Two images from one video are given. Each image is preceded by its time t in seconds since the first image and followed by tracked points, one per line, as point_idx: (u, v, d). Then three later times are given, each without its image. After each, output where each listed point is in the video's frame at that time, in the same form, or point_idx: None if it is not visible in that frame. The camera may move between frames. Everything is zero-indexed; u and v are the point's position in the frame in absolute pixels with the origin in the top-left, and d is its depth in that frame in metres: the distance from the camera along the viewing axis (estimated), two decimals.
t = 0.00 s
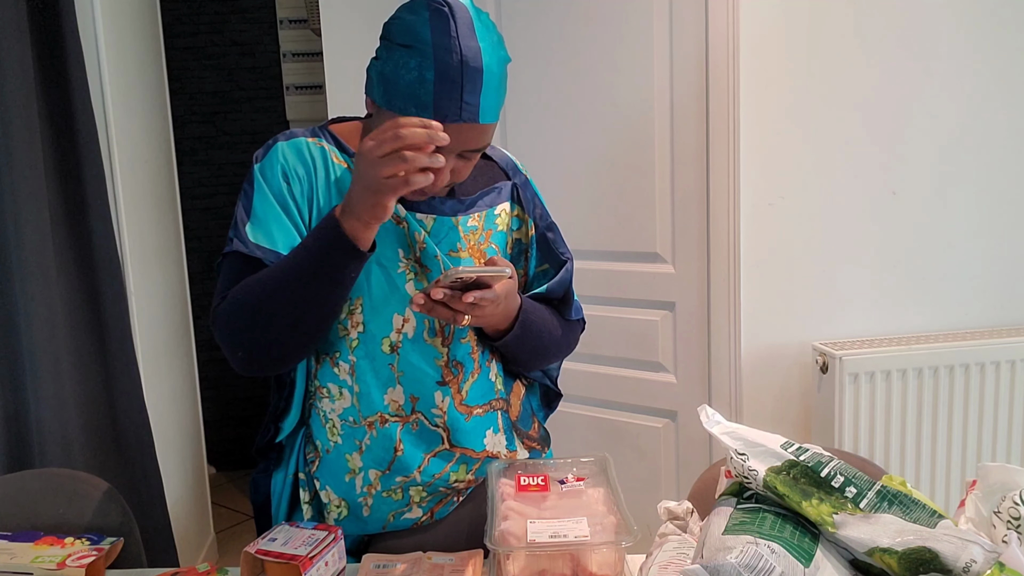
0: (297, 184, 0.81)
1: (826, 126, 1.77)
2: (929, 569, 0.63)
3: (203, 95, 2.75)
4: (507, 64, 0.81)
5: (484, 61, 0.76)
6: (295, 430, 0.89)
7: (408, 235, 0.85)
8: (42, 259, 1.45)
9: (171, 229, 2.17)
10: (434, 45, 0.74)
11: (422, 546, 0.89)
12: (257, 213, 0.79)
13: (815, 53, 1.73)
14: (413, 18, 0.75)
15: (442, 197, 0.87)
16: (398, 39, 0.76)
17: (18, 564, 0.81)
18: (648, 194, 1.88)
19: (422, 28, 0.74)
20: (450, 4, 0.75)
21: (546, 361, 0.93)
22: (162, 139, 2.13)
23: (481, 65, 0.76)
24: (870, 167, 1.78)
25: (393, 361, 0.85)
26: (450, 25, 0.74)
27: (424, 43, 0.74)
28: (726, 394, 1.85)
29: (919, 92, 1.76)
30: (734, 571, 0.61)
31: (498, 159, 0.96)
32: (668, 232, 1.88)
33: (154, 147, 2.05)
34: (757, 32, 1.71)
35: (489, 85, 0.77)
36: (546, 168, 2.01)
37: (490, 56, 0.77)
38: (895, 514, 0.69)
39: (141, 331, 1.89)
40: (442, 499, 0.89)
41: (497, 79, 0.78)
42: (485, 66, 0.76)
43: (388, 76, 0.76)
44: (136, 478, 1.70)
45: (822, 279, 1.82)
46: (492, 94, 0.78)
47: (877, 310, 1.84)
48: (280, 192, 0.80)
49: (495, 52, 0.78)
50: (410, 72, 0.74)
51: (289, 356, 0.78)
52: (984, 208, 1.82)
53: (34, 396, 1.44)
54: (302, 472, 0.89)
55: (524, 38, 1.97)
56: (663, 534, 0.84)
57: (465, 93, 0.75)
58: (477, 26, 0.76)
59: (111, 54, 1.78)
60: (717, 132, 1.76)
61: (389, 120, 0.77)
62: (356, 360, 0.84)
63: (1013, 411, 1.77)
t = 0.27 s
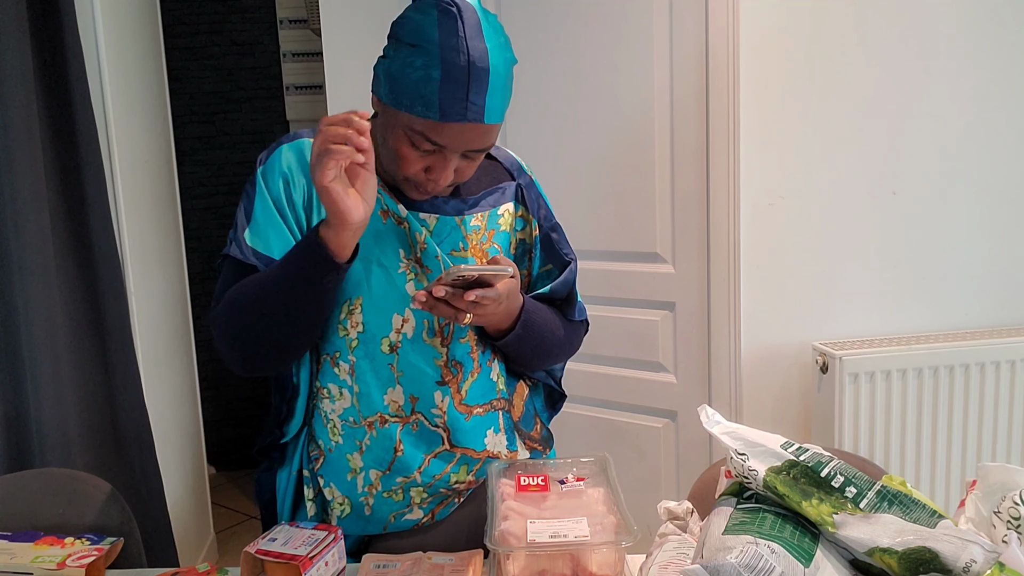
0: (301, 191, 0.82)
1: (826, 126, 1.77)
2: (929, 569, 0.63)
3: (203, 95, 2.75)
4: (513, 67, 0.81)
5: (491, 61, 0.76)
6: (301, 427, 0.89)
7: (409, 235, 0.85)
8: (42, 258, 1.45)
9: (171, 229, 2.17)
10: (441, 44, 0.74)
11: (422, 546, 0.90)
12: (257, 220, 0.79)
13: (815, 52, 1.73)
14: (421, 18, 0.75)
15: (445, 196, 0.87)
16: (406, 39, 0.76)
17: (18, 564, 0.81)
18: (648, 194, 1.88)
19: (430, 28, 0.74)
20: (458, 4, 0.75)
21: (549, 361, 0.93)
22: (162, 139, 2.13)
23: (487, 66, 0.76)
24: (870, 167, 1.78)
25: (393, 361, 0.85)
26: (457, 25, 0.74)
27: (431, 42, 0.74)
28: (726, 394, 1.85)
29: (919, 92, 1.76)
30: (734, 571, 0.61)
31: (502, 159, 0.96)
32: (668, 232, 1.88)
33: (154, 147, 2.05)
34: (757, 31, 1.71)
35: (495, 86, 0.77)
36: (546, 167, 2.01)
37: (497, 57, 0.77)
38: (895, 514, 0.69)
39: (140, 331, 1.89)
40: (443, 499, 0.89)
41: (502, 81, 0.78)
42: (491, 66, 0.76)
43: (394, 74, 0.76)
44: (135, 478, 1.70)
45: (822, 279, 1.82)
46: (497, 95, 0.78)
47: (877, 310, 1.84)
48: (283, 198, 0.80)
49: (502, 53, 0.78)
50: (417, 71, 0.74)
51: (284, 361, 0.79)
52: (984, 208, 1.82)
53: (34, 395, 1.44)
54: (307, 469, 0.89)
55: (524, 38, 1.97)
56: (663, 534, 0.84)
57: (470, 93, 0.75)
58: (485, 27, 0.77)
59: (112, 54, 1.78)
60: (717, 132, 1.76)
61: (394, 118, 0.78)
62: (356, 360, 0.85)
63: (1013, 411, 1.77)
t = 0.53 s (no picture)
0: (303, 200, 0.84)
1: (825, 126, 1.77)
2: (929, 569, 0.63)
3: (203, 95, 2.75)
4: (514, 65, 0.81)
5: (491, 59, 0.76)
6: (302, 427, 0.90)
7: (408, 236, 0.85)
8: (42, 258, 1.45)
9: (171, 229, 2.17)
10: (441, 42, 0.74)
11: (422, 546, 0.90)
12: (256, 232, 0.82)
13: (815, 52, 1.73)
14: (422, 17, 0.75)
15: (447, 196, 0.87)
16: (408, 37, 0.76)
17: (18, 564, 0.81)
18: (648, 194, 1.88)
19: (430, 26, 0.74)
20: (458, 2, 0.75)
21: (553, 362, 0.92)
22: (162, 140, 2.13)
23: (487, 63, 0.76)
24: (870, 167, 1.78)
25: (389, 361, 0.85)
26: (457, 23, 0.74)
27: (431, 40, 0.74)
28: (726, 394, 1.85)
29: (919, 91, 1.76)
30: (734, 571, 0.61)
31: (506, 158, 0.95)
32: (668, 232, 1.88)
33: (154, 147, 2.05)
34: (757, 31, 1.71)
35: (495, 84, 0.77)
36: (546, 167, 2.01)
37: (498, 55, 0.77)
38: (895, 514, 0.69)
39: (141, 331, 1.89)
40: (443, 500, 0.89)
41: (504, 79, 0.78)
42: (491, 64, 0.76)
43: (396, 73, 0.76)
44: (136, 478, 1.70)
45: (822, 279, 1.82)
46: (498, 93, 0.77)
47: (877, 310, 1.84)
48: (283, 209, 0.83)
49: (503, 52, 0.78)
50: (417, 69, 0.75)
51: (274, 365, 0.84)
52: (984, 208, 1.82)
53: (34, 395, 1.44)
54: (310, 467, 0.91)
55: (524, 38, 1.97)
56: (663, 534, 0.84)
57: (469, 90, 0.75)
58: (486, 25, 0.76)
59: (112, 54, 1.78)
60: (717, 131, 1.76)
61: (397, 117, 0.78)
62: (353, 361, 0.85)
63: (1013, 410, 1.77)
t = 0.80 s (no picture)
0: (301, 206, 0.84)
1: (826, 126, 1.77)
2: (929, 569, 0.63)
3: (203, 95, 2.75)
4: (509, 62, 0.80)
5: (484, 56, 0.76)
6: (305, 426, 0.91)
7: (405, 237, 0.85)
8: (42, 258, 1.45)
9: (171, 229, 2.17)
10: (433, 41, 0.74)
11: (422, 546, 0.90)
12: (255, 239, 0.84)
13: (816, 52, 1.73)
14: (414, 15, 0.75)
15: (446, 195, 0.87)
16: (401, 37, 0.76)
17: (18, 564, 0.81)
18: (648, 194, 1.88)
19: (422, 25, 0.74)
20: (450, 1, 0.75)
21: (554, 362, 0.91)
22: (162, 140, 2.13)
23: (478, 61, 0.75)
24: (870, 167, 1.78)
25: (385, 360, 0.86)
26: (449, 21, 0.74)
27: (423, 39, 0.74)
28: (726, 394, 1.85)
29: (919, 91, 1.76)
30: (734, 571, 0.61)
31: (507, 157, 0.94)
32: (668, 232, 1.88)
33: (154, 147, 2.05)
34: (757, 31, 1.71)
35: (488, 81, 0.76)
36: (546, 167, 2.01)
37: (491, 52, 0.77)
38: (895, 514, 0.69)
39: (140, 330, 1.89)
40: (442, 500, 0.89)
41: (498, 76, 0.77)
42: (484, 61, 0.76)
43: (389, 73, 0.77)
44: (136, 478, 1.70)
45: (822, 279, 1.82)
46: (492, 90, 0.77)
47: (878, 310, 1.84)
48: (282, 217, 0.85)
49: (496, 48, 0.78)
50: (409, 68, 0.75)
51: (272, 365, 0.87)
52: (984, 208, 1.82)
53: (34, 395, 1.44)
54: (313, 466, 0.91)
55: (524, 38, 1.97)
56: (663, 534, 0.84)
57: (461, 88, 0.75)
58: (478, 23, 0.76)
59: (112, 55, 1.78)
60: (718, 132, 1.76)
61: (392, 117, 0.78)
62: (349, 360, 0.86)
63: (1013, 410, 1.77)
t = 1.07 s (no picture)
0: (302, 207, 0.85)
1: (826, 126, 1.77)
2: (929, 569, 0.63)
3: (203, 95, 2.74)
4: (503, 62, 0.80)
5: (477, 56, 0.76)
6: (307, 425, 0.91)
7: (403, 235, 0.85)
8: (42, 258, 1.45)
9: (171, 229, 2.17)
10: (424, 42, 0.74)
11: (422, 546, 0.90)
12: (255, 239, 0.85)
13: (816, 52, 1.73)
14: (406, 16, 0.75)
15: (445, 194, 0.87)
16: (394, 38, 0.76)
17: (18, 564, 0.81)
18: (648, 194, 1.88)
19: (414, 25, 0.74)
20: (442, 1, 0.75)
21: (554, 361, 0.90)
22: (162, 140, 2.13)
23: (470, 61, 0.75)
24: (870, 167, 1.78)
25: (384, 358, 0.86)
26: (441, 21, 0.74)
27: (416, 40, 0.74)
28: (726, 394, 1.85)
29: (919, 91, 1.76)
30: (734, 571, 0.61)
31: (507, 156, 0.94)
32: (668, 232, 1.88)
33: (154, 147, 2.05)
34: (757, 31, 1.71)
35: (481, 81, 0.76)
36: (546, 167, 2.00)
37: (483, 51, 0.77)
38: (896, 514, 0.69)
39: (140, 331, 1.89)
40: (442, 499, 0.89)
41: (491, 75, 0.77)
42: (476, 61, 0.76)
43: (382, 74, 0.77)
44: (136, 478, 1.70)
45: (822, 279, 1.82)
46: (485, 89, 0.77)
47: (878, 310, 1.84)
48: (284, 218, 0.85)
49: (489, 48, 0.78)
50: (402, 69, 0.75)
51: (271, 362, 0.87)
52: (984, 208, 1.82)
53: (34, 395, 1.44)
54: (314, 464, 0.91)
55: (524, 38, 1.97)
56: (663, 534, 0.84)
57: (453, 88, 0.75)
58: (470, 22, 0.76)
59: (112, 55, 1.78)
60: (718, 132, 1.76)
61: (387, 118, 0.78)
62: (347, 358, 0.86)
63: (1013, 410, 1.77)
